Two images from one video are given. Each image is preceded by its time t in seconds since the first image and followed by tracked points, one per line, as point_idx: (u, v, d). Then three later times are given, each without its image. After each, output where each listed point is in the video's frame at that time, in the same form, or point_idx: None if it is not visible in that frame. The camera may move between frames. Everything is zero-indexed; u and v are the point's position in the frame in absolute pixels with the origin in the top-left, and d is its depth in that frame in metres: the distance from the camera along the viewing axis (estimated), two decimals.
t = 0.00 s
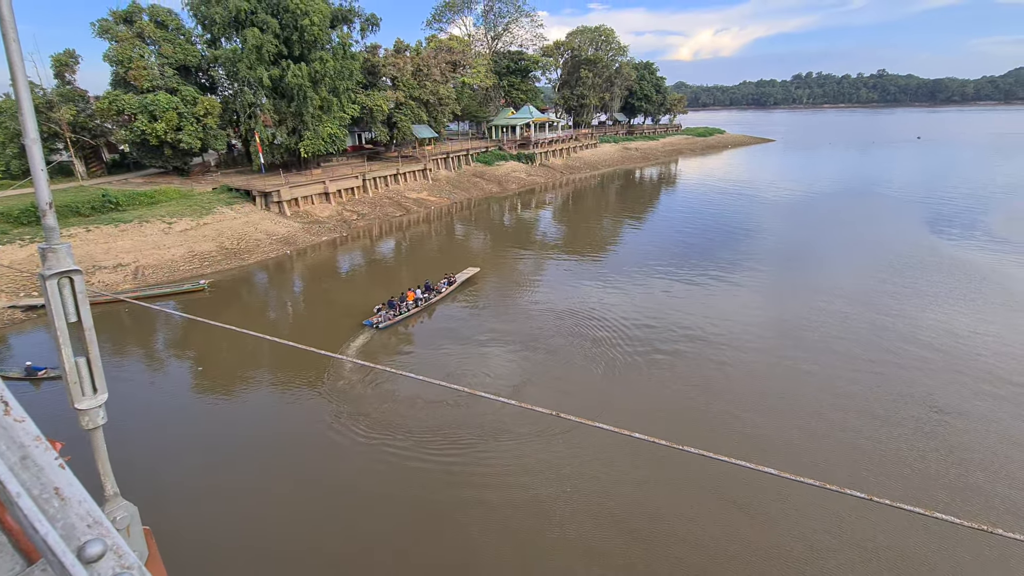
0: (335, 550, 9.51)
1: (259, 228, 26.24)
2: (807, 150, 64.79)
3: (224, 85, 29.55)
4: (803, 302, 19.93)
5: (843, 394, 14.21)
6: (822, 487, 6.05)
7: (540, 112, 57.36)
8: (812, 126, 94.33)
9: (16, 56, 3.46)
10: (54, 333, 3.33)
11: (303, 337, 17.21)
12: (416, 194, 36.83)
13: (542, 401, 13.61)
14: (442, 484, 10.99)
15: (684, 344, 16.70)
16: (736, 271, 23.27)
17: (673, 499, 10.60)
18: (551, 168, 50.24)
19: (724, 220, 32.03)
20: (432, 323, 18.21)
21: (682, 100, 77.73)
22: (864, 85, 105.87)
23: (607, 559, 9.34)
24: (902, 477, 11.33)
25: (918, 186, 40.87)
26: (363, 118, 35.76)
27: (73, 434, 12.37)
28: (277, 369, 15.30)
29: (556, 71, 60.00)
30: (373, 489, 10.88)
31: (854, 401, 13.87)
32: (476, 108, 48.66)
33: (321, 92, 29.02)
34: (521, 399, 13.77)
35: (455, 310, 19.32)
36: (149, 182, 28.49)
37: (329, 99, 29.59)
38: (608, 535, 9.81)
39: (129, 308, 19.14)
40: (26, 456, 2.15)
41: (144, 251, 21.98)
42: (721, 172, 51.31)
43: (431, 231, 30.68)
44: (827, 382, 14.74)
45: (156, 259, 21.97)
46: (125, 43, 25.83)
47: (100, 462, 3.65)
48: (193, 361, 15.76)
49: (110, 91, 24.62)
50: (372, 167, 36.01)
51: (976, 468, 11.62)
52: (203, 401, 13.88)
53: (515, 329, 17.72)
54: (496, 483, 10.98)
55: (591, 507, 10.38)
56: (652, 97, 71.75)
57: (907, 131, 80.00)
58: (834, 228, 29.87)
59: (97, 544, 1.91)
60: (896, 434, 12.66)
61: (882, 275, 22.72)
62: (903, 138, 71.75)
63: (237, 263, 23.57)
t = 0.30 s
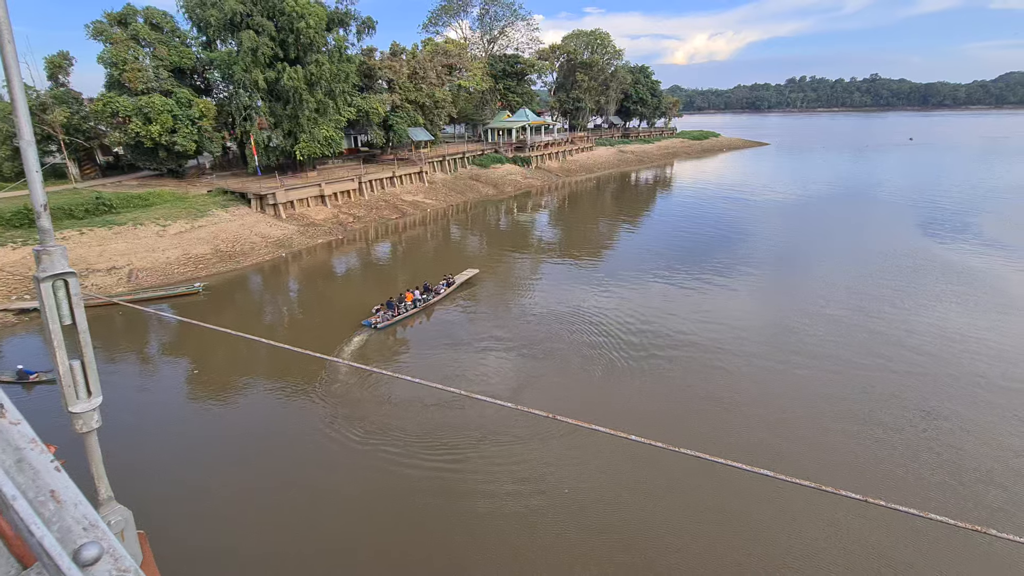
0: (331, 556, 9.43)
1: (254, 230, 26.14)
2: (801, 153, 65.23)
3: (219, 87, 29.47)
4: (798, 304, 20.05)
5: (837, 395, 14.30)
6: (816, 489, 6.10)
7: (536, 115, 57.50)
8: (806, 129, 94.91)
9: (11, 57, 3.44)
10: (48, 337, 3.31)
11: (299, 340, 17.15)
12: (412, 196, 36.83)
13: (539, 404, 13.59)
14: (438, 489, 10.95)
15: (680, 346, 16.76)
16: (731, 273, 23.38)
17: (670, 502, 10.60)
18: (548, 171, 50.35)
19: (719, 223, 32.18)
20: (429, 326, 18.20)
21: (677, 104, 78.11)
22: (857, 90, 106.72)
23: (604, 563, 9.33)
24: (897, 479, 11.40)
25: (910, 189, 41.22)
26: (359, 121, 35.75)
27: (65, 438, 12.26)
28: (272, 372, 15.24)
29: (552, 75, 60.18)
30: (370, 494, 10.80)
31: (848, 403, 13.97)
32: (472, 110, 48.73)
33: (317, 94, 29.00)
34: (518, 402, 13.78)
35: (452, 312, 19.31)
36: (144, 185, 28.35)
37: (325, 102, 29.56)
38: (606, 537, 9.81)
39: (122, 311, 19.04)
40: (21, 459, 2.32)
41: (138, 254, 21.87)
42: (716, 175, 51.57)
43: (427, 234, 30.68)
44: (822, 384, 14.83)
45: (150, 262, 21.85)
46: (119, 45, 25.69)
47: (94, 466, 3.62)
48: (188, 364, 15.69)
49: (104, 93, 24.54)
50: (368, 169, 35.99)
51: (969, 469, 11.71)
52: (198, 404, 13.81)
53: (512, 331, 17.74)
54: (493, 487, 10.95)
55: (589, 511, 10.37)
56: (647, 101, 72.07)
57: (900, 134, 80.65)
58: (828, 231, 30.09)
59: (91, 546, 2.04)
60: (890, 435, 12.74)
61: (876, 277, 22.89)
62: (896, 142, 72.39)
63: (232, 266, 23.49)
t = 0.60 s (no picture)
0: (331, 559, 9.42)
1: (253, 233, 26.16)
2: (799, 154, 65.36)
3: (218, 90, 29.49)
4: (797, 305, 20.08)
5: (836, 395, 14.33)
6: (816, 489, 6.04)
7: (535, 117, 57.62)
8: (804, 130, 95.09)
9: (14, 63, 3.46)
10: (50, 340, 3.33)
11: (298, 342, 17.17)
12: (411, 198, 36.84)
13: (539, 405, 13.62)
14: (438, 491, 10.96)
15: (679, 347, 16.80)
16: (730, 274, 23.43)
17: (670, 503, 10.62)
18: (547, 173, 50.41)
19: (718, 224, 32.26)
20: (429, 328, 18.21)
21: (676, 105, 78.23)
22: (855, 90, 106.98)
23: (605, 563, 9.34)
24: (896, 478, 11.44)
25: (909, 190, 41.32)
26: (358, 123, 35.77)
27: (64, 441, 12.25)
28: (271, 374, 15.26)
29: (550, 77, 60.30)
30: (370, 497, 10.80)
31: (848, 403, 13.99)
32: (471, 113, 48.81)
33: (316, 97, 29.07)
34: (517, 404, 13.79)
35: (452, 314, 19.31)
36: (142, 188, 28.32)
37: (323, 104, 29.59)
38: (606, 539, 9.82)
39: (122, 314, 19.04)
40: (32, 462, 2.49)
41: (136, 257, 21.86)
42: (714, 176, 51.67)
43: (426, 236, 30.75)
44: (821, 384, 14.86)
45: (149, 265, 21.84)
46: (118, 48, 25.72)
47: (98, 469, 3.64)
48: (187, 367, 15.69)
49: (102, 95, 24.49)
50: (367, 172, 36.02)
51: (967, 467, 11.77)
52: (197, 407, 13.82)
53: (512, 332, 17.77)
54: (493, 488, 10.97)
55: (589, 512, 10.39)
56: (646, 102, 72.23)
57: (898, 135, 80.81)
58: (826, 232, 30.19)
59: (102, 550, 2.15)
60: (889, 435, 12.78)
61: (874, 277, 22.95)
62: (895, 143, 72.56)
63: (232, 268, 23.48)
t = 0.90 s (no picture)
0: (332, 565, 9.38)
1: (251, 238, 26.13)
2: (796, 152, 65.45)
3: (215, 96, 29.48)
4: (796, 302, 20.12)
5: (835, 392, 14.37)
6: (816, 486, 5.97)
7: (531, 119, 57.61)
8: (800, 128, 95.23)
9: (14, 72, 3.46)
10: (53, 348, 3.34)
11: (297, 347, 17.16)
12: (409, 201, 36.86)
13: (539, 407, 13.60)
14: (439, 494, 10.92)
15: (678, 346, 16.83)
16: (728, 273, 23.48)
17: (672, 503, 10.60)
18: (544, 174, 50.43)
19: (715, 223, 32.31)
20: (428, 330, 18.22)
21: (672, 104, 78.34)
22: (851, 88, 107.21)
23: (607, 565, 9.32)
24: (897, 475, 11.44)
25: (906, 186, 41.36)
26: (355, 127, 35.80)
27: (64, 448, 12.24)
28: (270, 379, 15.26)
29: (546, 78, 60.37)
30: (370, 501, 10.77)
31: (847, 399, 14.03)
32: (467, 115, 48.80)
33: (312, 101, 29.06)
34: (517, 405, 13.81)
35: (451, 317, 19.32)
36: (140, 194, 28.30)
37: (320, 109, 29.60)
38: (608, 539, 9.80)
39: (120, 321, 19.02)
40: (39, 464, 2.69)
41: (134, 263, 21.84)
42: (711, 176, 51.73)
43: (425, 238, 30.74)
44: (820, 381, 14.89)
45: (147, 271, 21.81)
46: (113, 55, 25.69)
47: (101, 475, 3.64)
48: (186, 373, 15.68)
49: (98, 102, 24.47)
50: (364, 175, 36.02)
51: (968, 462, 11.79)
52: (197, 413, 13.81)
53: (511, 334, 17.79)
54: (494, 491, 10.94)
55: (590, 513, 10.37)
56: (642, 102, 72.36)
57: (895, 131, 80.90)
58: (824, 229, 30.25)
59: (108, 549, 2.32)
60: (889, 430, 12.81)
61: (872, 273, 23.00)
62: (891, 139, 72.65)
63: (230, 274, 23.46)
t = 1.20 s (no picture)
0: (332, 568, 9.34)
1: (249, 240, 26.13)
2: (794, 152, 65.54)
3: (212, 98, 29.46)
4: (794, 301, 20.16)
5: (835, 390, 14.39)
6: (812, 483, 5.96)
7: (529, 119, 57.66)
8: (798, 127, 95.37)
9: (15, 77, 3.54)
10: (56, 349, 3.52)
11: (296, 348, 17.18)
12: (408, 203, 36.88)
13: (539, 408, 13.59)
14: (439, 496, 10.90)
15: (678, 345, 16.85)
16: (727, 272, 23.52)
17: (672, 503, 10.58)
18: (542, 174, 50.48)
19: (713, 222, 32.38)
20: (427, 331, 18.24)
21: (669, 104, 78.44)
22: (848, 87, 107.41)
23: (608, 565, 9.29)
24: (897, 473, 11.42)
25: (904, 185, 41.42)
26: (353, 129, 35.81)
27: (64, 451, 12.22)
28: (270, 381, 15.28)
29: (544, 78, 60.44)
30: (370, 502, 10.78)
31: (846, 398, 14.05)
32: (465, 116, 48.83)
33: (311, 103, 29.06)
34: (517, 405, 13.81)
35: (450, 318, 19.33)
36: (138, 197, 28.29)
37: (318, 111, 29.62)
38: (608, 540, 9.80)
39: (119, 323, 19.00)
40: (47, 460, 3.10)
41: (132, 266, 21.81)
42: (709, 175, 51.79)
43: (424, 239, 30.76)
44: (819, 379, 14.91)
45: (145, 274, 21.79)
46: (111, 58, 25.67)
47: (101, 473, 3.75)
48: (186, 375, 15.68)
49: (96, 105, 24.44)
50: (363, 177, 36.03)
51: (967, 460, 11.81)
52: (196, 415, 13.81)
53: (511, 334, 17.81)
54: (495, 492, 10.92)
55: (590, 513, 10.36)
56: (640, 103, 72.47)
57: (893, 130, 80.98)
58: (822, 228, 30.32)
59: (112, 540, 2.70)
60: (888, 429, 12.83)
61: (870, 272, 23.04)
62: (889, 138, 72.81)
63: (229, 276, 23.45)
